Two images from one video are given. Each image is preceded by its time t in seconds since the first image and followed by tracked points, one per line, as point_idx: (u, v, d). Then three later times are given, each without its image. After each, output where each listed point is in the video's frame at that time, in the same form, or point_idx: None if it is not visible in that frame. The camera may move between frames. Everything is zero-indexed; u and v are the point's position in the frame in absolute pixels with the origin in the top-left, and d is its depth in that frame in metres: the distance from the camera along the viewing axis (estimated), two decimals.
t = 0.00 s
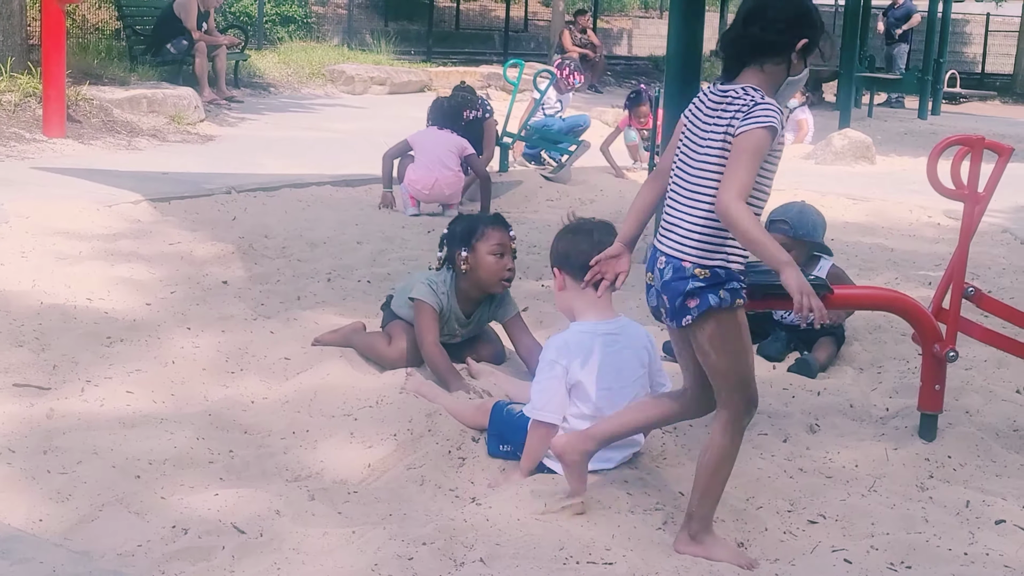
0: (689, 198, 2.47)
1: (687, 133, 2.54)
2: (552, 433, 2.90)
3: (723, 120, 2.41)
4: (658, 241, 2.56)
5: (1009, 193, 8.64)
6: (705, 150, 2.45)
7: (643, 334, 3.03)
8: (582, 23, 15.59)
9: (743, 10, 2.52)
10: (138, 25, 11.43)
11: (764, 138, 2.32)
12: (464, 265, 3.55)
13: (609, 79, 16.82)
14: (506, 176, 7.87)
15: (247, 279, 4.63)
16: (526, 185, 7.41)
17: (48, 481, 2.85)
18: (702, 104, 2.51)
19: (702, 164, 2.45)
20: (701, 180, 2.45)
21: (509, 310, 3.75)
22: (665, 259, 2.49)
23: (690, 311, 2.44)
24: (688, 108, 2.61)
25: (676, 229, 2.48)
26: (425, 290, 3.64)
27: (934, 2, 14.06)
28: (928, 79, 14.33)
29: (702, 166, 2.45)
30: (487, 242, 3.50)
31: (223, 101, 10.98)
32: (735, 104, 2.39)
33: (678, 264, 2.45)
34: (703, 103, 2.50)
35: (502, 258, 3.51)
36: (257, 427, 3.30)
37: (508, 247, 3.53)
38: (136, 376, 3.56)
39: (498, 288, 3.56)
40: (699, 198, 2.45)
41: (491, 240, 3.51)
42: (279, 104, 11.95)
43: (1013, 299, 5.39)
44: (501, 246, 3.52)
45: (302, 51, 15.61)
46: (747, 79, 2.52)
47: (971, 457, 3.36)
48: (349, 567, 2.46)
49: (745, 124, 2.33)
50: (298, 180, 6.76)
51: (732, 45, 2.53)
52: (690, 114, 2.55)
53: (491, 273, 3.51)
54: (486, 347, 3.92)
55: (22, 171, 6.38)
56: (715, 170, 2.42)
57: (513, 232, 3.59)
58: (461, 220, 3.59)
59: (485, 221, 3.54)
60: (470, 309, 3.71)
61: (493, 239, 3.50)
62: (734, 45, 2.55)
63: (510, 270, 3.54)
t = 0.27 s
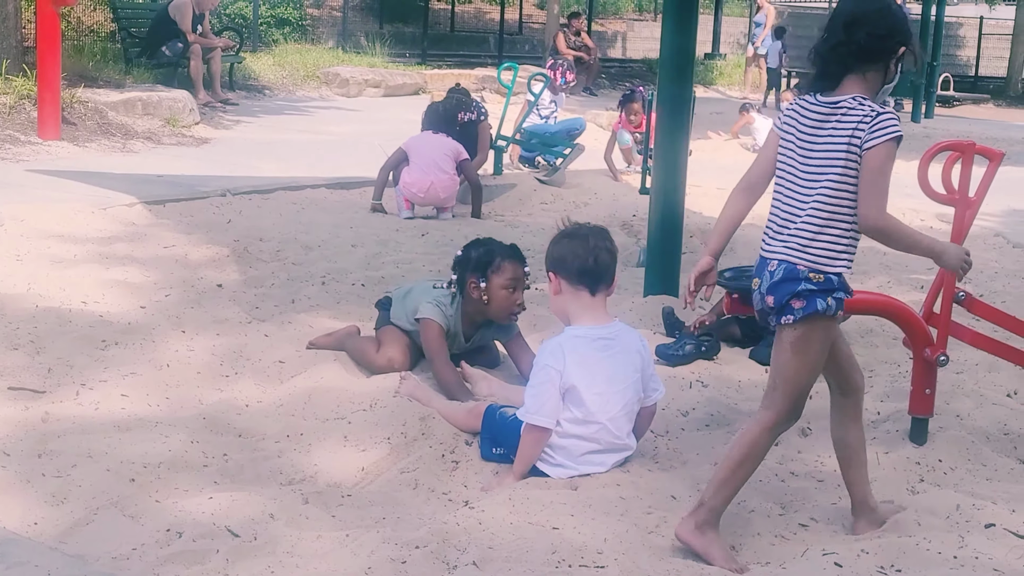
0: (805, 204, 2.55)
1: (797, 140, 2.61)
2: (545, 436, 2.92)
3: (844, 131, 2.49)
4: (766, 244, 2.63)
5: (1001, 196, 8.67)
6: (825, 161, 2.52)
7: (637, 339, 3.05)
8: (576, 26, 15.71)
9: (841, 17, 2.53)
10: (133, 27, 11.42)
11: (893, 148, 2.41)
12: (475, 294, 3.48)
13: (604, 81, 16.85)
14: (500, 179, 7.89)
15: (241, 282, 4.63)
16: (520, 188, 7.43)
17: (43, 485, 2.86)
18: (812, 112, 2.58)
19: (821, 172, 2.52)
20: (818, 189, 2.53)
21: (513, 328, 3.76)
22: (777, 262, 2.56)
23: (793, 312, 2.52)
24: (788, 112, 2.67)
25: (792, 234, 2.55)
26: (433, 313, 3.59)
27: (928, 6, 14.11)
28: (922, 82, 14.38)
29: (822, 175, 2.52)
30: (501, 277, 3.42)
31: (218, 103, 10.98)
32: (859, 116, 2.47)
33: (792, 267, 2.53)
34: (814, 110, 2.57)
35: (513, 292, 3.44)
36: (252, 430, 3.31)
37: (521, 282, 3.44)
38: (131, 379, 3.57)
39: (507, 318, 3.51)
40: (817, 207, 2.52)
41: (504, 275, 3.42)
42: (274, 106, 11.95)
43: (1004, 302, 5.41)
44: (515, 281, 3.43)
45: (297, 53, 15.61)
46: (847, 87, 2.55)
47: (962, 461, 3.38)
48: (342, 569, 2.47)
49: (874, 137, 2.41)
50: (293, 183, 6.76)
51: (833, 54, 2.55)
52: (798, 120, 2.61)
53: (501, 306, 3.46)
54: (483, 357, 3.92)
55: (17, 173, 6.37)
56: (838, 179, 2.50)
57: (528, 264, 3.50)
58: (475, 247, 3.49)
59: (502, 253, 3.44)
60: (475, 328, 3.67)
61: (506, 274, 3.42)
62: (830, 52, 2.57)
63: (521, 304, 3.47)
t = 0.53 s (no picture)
0: (888, 203, 2.61)
1: (868, 141, 2.66)
2: (519, 438, 2.94)
3: (923, 130, 2.57)
4: (845, 243, 2.67)
5: (973, 199, 8.77)
6: (906, 160, 2.59)
7: (613, 343, 3.07)
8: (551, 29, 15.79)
9: (907, 19, 2.61)
10: (108, 29, 11.36)
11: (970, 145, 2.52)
12: (447, 298, 3.50)
13: (580, 84, 16.89)
14: (477, 181, 7.90)
15: (217, 285, 4.63)
16: (497, 191, 7.45)
17: (18, 489, 2.85)
18: (882, 113, 2.65)
19: (903, 171, 2.59)
20: (902, 186, 2.60)
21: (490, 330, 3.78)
22: (872, 261, 2.60)
23: (903, 310, 2.61)
24: (848, 113, 2.73)
25: (878, 233, 2.61)
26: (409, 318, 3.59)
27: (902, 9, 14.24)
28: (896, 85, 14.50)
29: (904, 172, 2.59)
30: (473, 281, 3.44)
31: (193, 105, 10.93)
32: (936, 115, 2.56)
33: (889, 266, 2.59)
34: (885, 110, 2.64)
35: (486, 295, 3.46)
36: (227, 433, 3.31)
37: (492, 284, 3.46)
38: (107, 382, 3.56)
39: (480, 321, 3.53)
40: (902, 204, 2.59)
41: (476, 277, 3.44)
42: (250, 108, 11.91)
43: (975, 304, 5.48)
44: (486, 283, 3.45)
45: (273, 55, 15.56)
46: (917, 86, 2.63)
47: (932, 461, 3.43)
48: (317, 572, 2.49)
49: (957, 135, 2.51)
50: (269, 185, 6.75)
51: (902, 56, 2.62)
52: (866, 120, 2.68)
53: (474, 309, 3.47)
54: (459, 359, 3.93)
55: None
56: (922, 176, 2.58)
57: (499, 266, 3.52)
58: (446, 252, 3.50)
59: (472, 256, 3.45)
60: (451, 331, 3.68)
61: (477, 277, 3.44)
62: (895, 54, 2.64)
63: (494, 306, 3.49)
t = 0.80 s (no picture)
0: (939, 223, 2.61)
1: (907, 164, 2.65)
2: (474, 445, 2.97)
3: (969, 147, 2.59)
4: (899, 267, 2.64)
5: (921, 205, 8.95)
6: (947, 179, 2.61)
7: (569, 351, 3.11)
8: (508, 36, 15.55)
9: (938, 41, 2.57)
10: (60, 36, 11.24)
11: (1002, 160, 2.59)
12: (401, 310, 3.52)
13: (536, 91, 16.99)
14: (433, 189, 7.92)
15: (171, 293, 4.61)
16: (453, 198, 7.48)
17: None
18: (920, 133, 2.64)
19: (946, 191, 2.61)
20: (951, 205, 2.60)
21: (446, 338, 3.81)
22: (928, 284, 2.61)
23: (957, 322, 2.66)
24: (880, 137, 2.71)
25: (934, 254, 2.60)
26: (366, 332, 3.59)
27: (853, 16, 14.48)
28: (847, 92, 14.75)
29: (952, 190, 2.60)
30: (424, 291, 3.46)
31: (147, 113, 10.84)
32: (978, 134, 2.59)
33: (946, 286, 2.60)
34: (922, 130, 2.63)
35: (439, 305, 3.48)
36: (181, 442, 3.30)
37: (444, 293, 3.49)
38: (59, 392, 3.53)
39: (435, 330, 3.55)
40: (951, 222, 2.60)
41: (427, 288, 3.47)
42: (205, 115, 11.84)
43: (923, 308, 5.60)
44: (438, 293, 3.48)
45: (228, 62, 15.47)
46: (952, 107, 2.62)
47: (881, 465, 3.51)
48: None
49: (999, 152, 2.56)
50: (224, 193, 6.72)
51: (940, 78, 2.59)
52: (902, 142, 2.66)
53: (428, 320, 3.49)
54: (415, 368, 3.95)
55: None
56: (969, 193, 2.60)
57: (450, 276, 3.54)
58: (396, 264, 3.53)
59: (422, 267, 3.48)
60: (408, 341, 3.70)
61: (428, 287, 3.46)
62: (928, 77, 2.61)
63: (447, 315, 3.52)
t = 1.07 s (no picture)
0: (960, 216, 2.77)
1: (935, 156, 2.75)
2: (451, 449, 2.99)
3: (989, 146, 2.78)
4: (921, 260, 2.76)
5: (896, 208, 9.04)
6: (971, 174, 2.77)
7: (544, 353, 3.13)
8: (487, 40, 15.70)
9: (959, 36, 2.72)
10: (36, 42, 11.19)
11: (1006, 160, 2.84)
12: (378, 316, 3.54)
13: (514, 96, 17.03)
14: (411, 194, 7.94)
15: (148, 299, 4.60)
16: (431, 203, 7.50)
17: None
18: (948, 128, 2.75)
19: (969, 185, 2.78)
20: (971, 200, 2.78)
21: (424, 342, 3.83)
22: (948, 276, 2.76)
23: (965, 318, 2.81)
24: (907, 126, 2.76)
25: (955, 248, 2.76)
26: (345, 339, 3.61)
27: (829, 21, 14.58)
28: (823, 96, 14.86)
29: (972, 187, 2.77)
30: (401, 297, 3.48)
31: (124, 118, 10.80)
32: (995, 134, 2.78)
33: (962, 279, 2.77)
34: (950, 126, 2.75)
35: (415, 309, 3.51)
36: (159, 448, 3.31)
37: (420, 298, 3.52)
38: (36, 399, 3.53)
39: (412, 336, 3.57)
40: (969, 216, 2.78)
41: (404, 293, 3.49)
42: (182, 121, 11.80)
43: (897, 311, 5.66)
44: (415, 298, 3.50)
45: (205, 67, 15.41)
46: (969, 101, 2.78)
47: (856, 465, 3.55)
48: None
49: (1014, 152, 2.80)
50: (202, 199, 6.72)
51: (963, 72, 2.74)
52: (931, 135, 2.75)
53: (406, 325, 3.51)
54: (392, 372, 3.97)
55: None
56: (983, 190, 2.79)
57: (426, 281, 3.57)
58: (371, 270, 3.55)
59: (398, 272, 3.51)
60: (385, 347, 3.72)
61: (405, 293, 3.49)
62: (953, 70, 2.75)
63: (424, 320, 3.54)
